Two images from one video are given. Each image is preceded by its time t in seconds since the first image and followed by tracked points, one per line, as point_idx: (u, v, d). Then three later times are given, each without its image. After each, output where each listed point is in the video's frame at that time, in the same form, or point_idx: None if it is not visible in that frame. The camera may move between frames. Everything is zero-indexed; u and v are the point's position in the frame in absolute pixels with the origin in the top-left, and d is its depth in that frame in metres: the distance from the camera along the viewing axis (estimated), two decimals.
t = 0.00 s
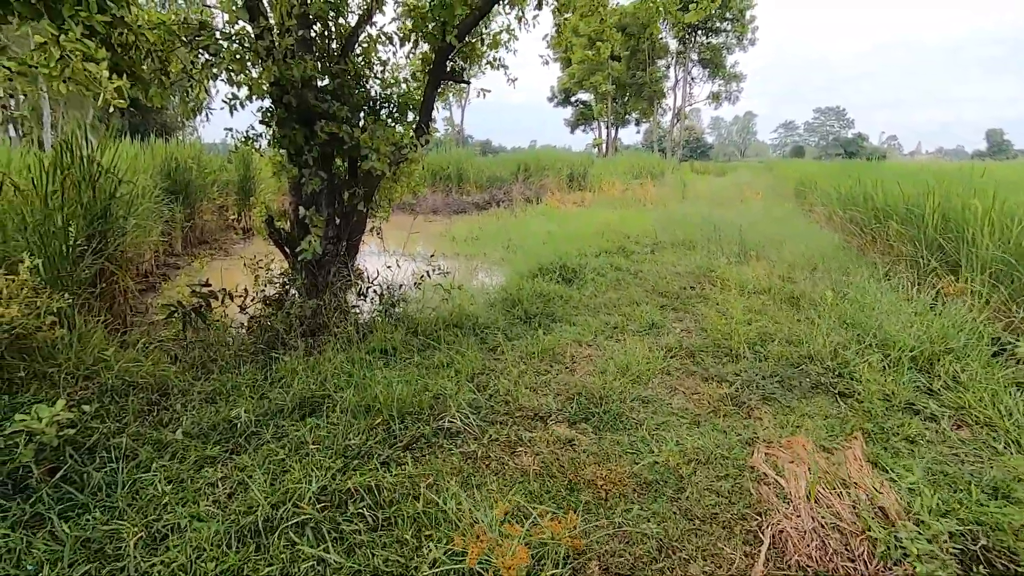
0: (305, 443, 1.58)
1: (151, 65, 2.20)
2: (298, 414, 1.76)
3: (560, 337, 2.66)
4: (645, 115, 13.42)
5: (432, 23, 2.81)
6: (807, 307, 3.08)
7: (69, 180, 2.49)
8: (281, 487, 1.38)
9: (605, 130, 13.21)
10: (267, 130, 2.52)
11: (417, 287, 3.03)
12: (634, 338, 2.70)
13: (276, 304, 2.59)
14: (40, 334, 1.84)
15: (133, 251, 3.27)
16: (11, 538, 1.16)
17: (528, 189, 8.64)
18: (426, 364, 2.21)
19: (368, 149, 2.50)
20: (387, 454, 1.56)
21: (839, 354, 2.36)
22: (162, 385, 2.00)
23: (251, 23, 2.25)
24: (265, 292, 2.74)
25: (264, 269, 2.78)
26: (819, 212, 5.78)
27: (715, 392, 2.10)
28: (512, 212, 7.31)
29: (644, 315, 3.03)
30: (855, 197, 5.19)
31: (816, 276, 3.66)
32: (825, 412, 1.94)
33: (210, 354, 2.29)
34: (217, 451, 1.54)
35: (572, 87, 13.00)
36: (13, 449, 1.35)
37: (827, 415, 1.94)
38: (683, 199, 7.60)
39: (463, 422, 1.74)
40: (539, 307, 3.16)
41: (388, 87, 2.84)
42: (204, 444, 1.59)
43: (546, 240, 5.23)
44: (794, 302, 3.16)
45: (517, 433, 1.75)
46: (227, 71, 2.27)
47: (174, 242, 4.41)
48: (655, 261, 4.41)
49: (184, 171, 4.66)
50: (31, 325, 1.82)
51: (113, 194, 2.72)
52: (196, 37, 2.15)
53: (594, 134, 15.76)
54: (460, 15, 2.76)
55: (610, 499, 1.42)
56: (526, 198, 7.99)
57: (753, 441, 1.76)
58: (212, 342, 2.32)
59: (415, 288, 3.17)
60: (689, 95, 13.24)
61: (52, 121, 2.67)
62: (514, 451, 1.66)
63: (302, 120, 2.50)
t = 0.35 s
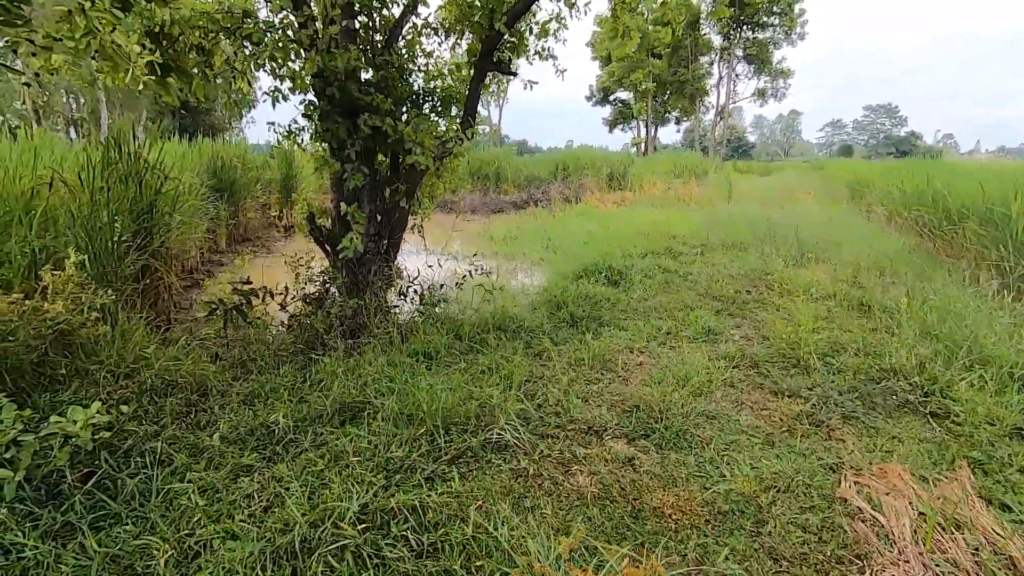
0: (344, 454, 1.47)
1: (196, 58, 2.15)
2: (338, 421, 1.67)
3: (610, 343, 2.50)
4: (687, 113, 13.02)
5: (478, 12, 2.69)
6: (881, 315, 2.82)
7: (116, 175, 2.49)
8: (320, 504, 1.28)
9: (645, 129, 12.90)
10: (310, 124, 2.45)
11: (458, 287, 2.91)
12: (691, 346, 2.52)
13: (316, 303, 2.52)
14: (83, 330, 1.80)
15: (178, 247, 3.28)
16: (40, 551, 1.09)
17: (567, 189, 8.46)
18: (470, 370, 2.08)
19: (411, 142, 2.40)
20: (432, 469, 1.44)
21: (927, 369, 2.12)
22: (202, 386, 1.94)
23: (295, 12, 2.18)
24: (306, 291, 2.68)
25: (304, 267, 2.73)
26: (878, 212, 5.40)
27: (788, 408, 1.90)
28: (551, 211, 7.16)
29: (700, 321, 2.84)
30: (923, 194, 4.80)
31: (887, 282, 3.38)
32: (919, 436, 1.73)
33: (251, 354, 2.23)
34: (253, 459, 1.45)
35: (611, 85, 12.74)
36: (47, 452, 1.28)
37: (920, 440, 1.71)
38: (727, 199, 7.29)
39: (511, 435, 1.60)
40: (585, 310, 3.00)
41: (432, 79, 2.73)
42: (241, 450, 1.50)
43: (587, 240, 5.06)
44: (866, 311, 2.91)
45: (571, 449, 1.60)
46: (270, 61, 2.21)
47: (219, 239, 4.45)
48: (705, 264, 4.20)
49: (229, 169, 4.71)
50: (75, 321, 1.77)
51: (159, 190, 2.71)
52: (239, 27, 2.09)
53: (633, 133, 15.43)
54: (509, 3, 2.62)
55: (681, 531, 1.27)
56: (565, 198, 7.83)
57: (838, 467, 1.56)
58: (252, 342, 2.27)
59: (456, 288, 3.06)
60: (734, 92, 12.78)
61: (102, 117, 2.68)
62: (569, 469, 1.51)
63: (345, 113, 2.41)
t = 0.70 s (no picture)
0: (386, 489, 1.36)
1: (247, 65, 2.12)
2: (379, 449, 1.55)
3: (670, 367, 2.32)
4: (738, 119, 12.53)
5: (532, 13, 2.56)
6: (979, 346, 2.52)
7: (170, 182, 2.49)
8: (360, 550, 1.16)
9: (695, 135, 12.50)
10: (358, 131, 2.38)
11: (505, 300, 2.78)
12: (760, 373, 2.30)
13: (361, 315, 2.44)
14: (130, 340, 1.77)
15: (229, 253, 3.31)
16: None
17: (613, 197, 8.24)
18: (519, 393, 1.95)
19: (461, 151, 2.29)
20: (481, 512, 1.30)
21: None
22: (244, 401, 1.88)
23: (345, 16, 2.11)
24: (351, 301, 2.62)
25: (349, 276, 2.66)
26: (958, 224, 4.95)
27: (881, 455, 1.67)
28: (597, 219, 6.96)
29: (768, 345, 2.61)
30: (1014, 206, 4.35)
31: (982, 306, 3.04)
32: None
33: (294, 366, 2.16)
34: (291, 490, 1.35)
35: (658, 91, 12.40)
36: (81, 476, 1.22)
37: None
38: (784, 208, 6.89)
39: (567, 475, 1.44)
40: (639, 328, 2.82)
41: (483, 84, 2.62)
42: (279, 478, 1.41)
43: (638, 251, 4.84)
44: (961, 340, 2.62)
45: (634, 493, 1.43)
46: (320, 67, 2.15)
47: (269, 244, 4.51)
48: (766, 279, 3.92)
49: (279, 175, 4.76)
50: (123, 331, 1.74)
51: (211, 197, 2.71)
52: (289, 31, 2.03)
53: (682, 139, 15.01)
54: (566, 4, 2.48)
55: None
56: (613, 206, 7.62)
57: (953, 533, 1.35)
58: (295, 354, 2.20)
59: (503, 301, 2.94)
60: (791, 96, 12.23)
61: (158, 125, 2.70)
62: (633, 518, 1.34)
63: (394, 120, 2.33)
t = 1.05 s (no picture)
0: (438, 512, 1.27)
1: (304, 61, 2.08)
2: (430, 463, 1.47)
3: (741, 382, 2.13)
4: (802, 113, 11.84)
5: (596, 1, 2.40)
6: None
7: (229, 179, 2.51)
8: None
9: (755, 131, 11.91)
10: (413, 127, 2.31)
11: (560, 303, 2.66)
12: (844, 392, 2.07)
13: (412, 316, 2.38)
14: (185, 339, 1.76)
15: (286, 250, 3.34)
16: None
17: (668, 195, 7.93)
18: (577, 406, 1.82)
19: (519, 147, 2.17)
20: (540, 544, 1.19)
21: None
22: (294, 403, 1.84)
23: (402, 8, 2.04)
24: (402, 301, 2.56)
25: (401, 276, 2.60)
26: None
27: (1003, 499, 1.44)
28: (652, 218, 6.71)
29: (850, 360, 2.36)
30: None
31: None
32: None
33: (345, 368, 2.12)
34: (338, 507, 1.28)
35: (715, 85, 11.86)
36: (131, 481, 1.19)
37: None
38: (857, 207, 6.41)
39: (634, 504, 1.30)
40: (704, 337, 2.63)
41: (540, 78, 2.50)
42: (326, 491, 1.34)
43: (697, 252, 4.59)
44: None
45: (710, 530, 1.27)
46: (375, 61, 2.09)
47: (324, 241, 4.56)
48: (842, 285, 3.61)
49: (334, 173, 4.81)
50: (179, 329, 1.73)
51: (267, 195, 2.73)
52: (345, 25, 1.97)
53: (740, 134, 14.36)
54: None
55: None
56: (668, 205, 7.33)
57: None
58: (346, 355, 2.15)
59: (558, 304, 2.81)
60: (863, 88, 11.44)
61: (219, 124, 2.74)
62: (710, 561, 1.19)
63: (449, 115, 2.24)
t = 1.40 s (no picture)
0: (492, 555, 1.13)
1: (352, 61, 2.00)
2: (481, 494, 1.34)
3: (819, 408, 1.91)
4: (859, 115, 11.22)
5: None
6: None
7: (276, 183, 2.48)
8: None
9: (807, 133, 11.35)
10: (462, 129, 2.20)
11: (613, 315, 2.49)
12: (942, 424, 1.82)
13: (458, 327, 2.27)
14: (229, 348, 1.70)
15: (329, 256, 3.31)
16: None
17: (716, 201, 7.59)
18: (638, 432, 1.65)
19: (575, 150, 2.03)
20: None
21: None
22: (336, 418, 1.75)
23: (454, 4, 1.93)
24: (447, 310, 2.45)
25: (446, 284, 2.50)
26: None
27: None
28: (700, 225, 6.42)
29: (942, 385, 2.10)
30: None
31: None
32: None
33: (388, 381, 2.02)
34: (382, 542, 1.17)
35: (763, 87, 11.37)
36: (166, 506, 1.12)
37: None
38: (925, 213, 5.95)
39: (715, 555, 1.14)
40: (771, 355, 2.40)
41: (595, 77, 2.36)
42: (370, 522, 1.24)
43: (753, 261, 4.33)
44: None
45: None
46: (425, 61, 2.00)
47: (367, 246, 4.54)
48: (920, 299, 3.30)
49: (377, 178, 4.79)
50: (223, 338, 1.67)
51: (312, 200, 2.69)
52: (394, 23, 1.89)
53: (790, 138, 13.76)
54: None
55: None
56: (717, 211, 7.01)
57: None
58: (389, 368, 2.06)
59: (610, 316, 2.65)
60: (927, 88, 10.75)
61: (265, 129, 2.71)
62: None
63: (500, 117, 2.12)
